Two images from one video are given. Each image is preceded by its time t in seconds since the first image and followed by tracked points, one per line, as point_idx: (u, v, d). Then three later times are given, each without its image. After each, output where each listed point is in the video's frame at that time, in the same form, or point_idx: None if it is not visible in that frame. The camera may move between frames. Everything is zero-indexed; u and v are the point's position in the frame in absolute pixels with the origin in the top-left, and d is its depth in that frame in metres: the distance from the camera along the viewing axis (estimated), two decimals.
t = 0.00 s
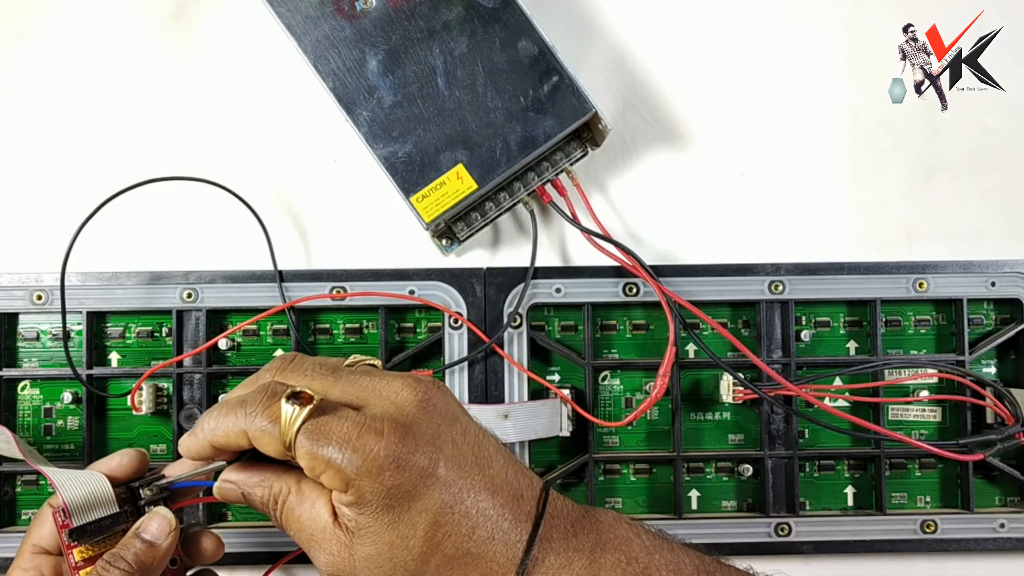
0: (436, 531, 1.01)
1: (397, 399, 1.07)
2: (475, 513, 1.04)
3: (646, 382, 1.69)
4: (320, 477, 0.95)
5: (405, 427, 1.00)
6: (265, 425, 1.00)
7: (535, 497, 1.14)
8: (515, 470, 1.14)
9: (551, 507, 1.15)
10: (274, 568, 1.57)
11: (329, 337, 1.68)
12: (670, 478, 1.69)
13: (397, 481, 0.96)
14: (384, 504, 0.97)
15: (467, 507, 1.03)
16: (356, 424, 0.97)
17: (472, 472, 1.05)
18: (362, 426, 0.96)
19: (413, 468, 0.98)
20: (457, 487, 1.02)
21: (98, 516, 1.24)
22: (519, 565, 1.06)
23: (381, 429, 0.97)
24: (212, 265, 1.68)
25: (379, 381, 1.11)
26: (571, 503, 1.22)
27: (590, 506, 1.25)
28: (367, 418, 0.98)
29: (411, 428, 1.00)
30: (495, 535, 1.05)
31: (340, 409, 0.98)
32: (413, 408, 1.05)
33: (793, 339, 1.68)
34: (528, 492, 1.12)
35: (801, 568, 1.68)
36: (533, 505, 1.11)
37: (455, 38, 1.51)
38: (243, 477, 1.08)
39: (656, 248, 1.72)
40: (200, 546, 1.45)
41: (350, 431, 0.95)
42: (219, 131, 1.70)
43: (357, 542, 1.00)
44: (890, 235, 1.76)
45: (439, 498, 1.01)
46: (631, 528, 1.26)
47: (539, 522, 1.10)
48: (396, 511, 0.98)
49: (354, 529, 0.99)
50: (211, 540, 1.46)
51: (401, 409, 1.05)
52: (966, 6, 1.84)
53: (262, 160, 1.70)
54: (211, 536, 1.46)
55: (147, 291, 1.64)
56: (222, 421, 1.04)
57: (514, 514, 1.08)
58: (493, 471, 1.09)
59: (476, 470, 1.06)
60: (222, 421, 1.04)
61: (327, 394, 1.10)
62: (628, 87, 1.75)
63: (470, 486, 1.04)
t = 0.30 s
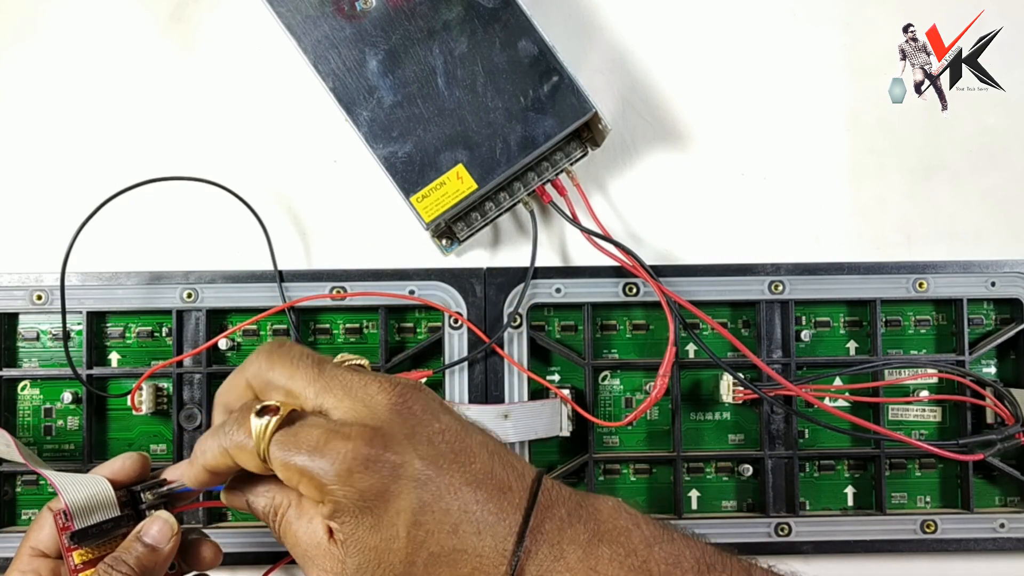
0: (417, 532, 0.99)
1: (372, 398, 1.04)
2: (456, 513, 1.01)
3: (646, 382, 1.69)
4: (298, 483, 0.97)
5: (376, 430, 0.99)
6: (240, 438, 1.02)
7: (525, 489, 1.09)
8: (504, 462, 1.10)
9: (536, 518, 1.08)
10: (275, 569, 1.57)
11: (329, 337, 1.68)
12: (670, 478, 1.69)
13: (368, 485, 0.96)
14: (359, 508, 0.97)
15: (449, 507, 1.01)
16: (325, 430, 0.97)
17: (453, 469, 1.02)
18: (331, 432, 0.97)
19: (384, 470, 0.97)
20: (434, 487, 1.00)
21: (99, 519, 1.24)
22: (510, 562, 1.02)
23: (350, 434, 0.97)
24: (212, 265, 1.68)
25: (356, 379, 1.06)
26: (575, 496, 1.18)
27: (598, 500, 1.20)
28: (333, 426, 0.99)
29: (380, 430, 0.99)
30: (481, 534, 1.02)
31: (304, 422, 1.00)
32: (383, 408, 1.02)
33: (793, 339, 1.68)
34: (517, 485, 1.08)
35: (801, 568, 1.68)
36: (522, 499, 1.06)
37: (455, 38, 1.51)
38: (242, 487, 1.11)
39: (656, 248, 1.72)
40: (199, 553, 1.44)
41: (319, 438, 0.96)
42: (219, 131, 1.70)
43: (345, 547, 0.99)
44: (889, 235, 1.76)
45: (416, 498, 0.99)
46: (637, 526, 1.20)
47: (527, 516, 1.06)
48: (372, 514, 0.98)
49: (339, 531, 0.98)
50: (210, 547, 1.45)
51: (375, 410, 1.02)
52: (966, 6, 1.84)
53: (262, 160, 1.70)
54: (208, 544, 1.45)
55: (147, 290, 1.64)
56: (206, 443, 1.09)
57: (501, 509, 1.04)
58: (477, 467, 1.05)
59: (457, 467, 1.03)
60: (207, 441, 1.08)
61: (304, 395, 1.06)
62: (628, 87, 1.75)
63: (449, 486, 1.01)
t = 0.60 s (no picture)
0: (389, 561, 0.95)
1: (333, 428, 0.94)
2: (428, 543, 0.94)
3: (646, 382, 1.69)
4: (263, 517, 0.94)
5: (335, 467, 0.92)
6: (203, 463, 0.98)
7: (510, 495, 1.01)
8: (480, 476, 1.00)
9: (532, 535, 1.00)
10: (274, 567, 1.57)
11: (329, 337, 1.68)
12: (670, 478, 1.69)
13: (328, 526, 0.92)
14: (324, 546, 0.93)
15: (421, 539, 0.94)
16: (285, 468, 0.93)
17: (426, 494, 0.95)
18: (290, 469, 0.92)
19: (343, 513, 0.92)
20: (400, 520, 0.93)
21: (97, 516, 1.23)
22: None
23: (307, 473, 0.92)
24: (212, 265, 1.68)
25: (320, 404, 0.96)
26: (592, 501, 1.09)
27: (618, 504, 1.10)
28: (291, 460, 0.93)
29: (338, 467, 0.92)
30: (460, 557, 0.95)
31: (266, 453, 0.95)
32: (343, 442, 0.94)
33: (793, 339, 1.68)
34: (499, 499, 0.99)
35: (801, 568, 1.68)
36: (501, 514, 0.99)
37: (456, 38, 1.51)
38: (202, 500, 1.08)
39: (656, 248, 1.72)
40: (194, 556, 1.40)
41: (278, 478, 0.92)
42: (219, 131, 1.70)
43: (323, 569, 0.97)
44: (889, 235, 1.76)
45: (381, 531, 0.94)
46: (655, 529, 1.11)
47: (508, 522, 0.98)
48: (339, 549, 0.94)
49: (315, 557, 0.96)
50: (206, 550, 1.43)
51: (336, 443, 0.94)
52: (966, 6, 1.84)
53: (262, 160, 1.70)
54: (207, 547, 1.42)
55: (147, 291, 1.64)
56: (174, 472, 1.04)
57: (482, 532, 0.96)
58: (452, 489, 0.97)
59: (429, 493, 0.95)
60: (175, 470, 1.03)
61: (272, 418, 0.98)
62: (628, 87, 1.75)
63: (416, 517, 0.94)
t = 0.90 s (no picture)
0: (376, 552, 0.98)
1: (323, 413, 0.98)
2: (417, 532, 0.98)
3: (646, 382, 1.69)
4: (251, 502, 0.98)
5: (322, 453, 0.96)
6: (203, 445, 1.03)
7: (499, 484, 1.03)
8: (474, 463, 1.03)
9: (524, 525, 1.02)
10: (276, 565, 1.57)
11: (329, 337, 1.68)
12: (670, 478, 1.69)
13: (316, 515, 0.95)
14: (311, 537, 0.96)
15: (406, 525, 0.97)
16: (272, 452, 0.97)
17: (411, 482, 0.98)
18: (278, 453, 0.97)
19: (328, 500, 0.95)
20: (388, 509, 0.97)
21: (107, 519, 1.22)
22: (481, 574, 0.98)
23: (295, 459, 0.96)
24: (212, 265, 1.68)
25: (311, 392, 1.01)
26: (587, 487, 1.10)
27: (614, 491, 1.11)
28: (282, 447, 0.97)
29: (325, 453, 0.96)
30: (445, 543, 0.98)
31: (257, 436, 1.00)
32: (331, 428, 0.97)
33: (793, 339, 1.68)
34: (487, 487, 1.02)
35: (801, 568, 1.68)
36: (494, 502, 1.01)
37: (456, 38, 1.51)
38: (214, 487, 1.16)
39: (656, 248, 1.72)
40: (201, 567, 1.36)
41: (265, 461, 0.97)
42: (218, 131, 1.70)
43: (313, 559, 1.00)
44: (889, 235, 1.76)
45: (367, 522, 0.97)
46: (651, 517, 1.10)
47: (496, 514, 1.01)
48: (325, 543, 0.97)
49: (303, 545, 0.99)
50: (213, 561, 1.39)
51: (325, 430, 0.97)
52: (966, 6, 1.84)
53: (262, 160, 1.70)
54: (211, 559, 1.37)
55: (147, 291, 1.64)
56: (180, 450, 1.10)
57: (467, 518, 0.99)
58: (438, 476, 0.99)
59: (414, 480, 0.98)
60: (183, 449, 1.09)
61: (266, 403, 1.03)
62: (628, 87, 1.75)
63: (403, 506, 0.97)
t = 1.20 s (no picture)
0: (368, 543, 1.01)
1: (321, 404, 1.00)
2: (409, 524, 1.00)
3: (646, 382, 1.69)
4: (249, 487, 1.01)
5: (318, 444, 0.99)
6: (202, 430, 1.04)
7: (495, 480, 1.03)
8: (469, 456, 1.04)
9: (517, 521, 1.02)
10: (268, 564, 1.58)
11: (329, 337, 1.68)
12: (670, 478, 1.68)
13: (307, 504, 0.99)
14: (304, 525, 1.00)
15: (398, 517, 1.00)
16: (270, 441, 0.99)
17: (403, 475, 1.00)
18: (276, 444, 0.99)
19: (322, 489, 0.98)
20: (379, 500, 0.99)
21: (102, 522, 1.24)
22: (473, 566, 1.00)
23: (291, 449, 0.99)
24: (212, 265, 1.68)
25: (311, 382, 1.02)
26: (583, 482, 1.10)
27: (610, 486, 1.11)
28: (276, 438, 1.00)
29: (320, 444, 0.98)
30: (439, 536, 1.00)
31: (256, 423, 1.01)
32: (327, 419, 0.99)
33: (793, 339, 1.68)
34: (480, 483, 1.02)
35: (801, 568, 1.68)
36: (488, 498, 1.01)
37: (456, 38, 1.51)
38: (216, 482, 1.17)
39: (656, 248, 1.72)
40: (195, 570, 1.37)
41: (263, 448, 0.99)
42: (218, 131, 1.70)
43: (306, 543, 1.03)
44: (889, 235, 1.76)
45: (360, 511, 0.99)
46: (648, 512, 1.09)
47: (490, 511, 1.01)
48: (318, 530, 1.01)
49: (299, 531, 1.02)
50: (207, 565, 1.40)
51: (322, 421, 1.00)
52: (966, 6, 1.84)
53: (261, 160, 1.70)
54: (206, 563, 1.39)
55: (147, 291, 1.64)
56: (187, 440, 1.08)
57: (460, 513, 1.00)
58: (430, 471, 1.01)
59: (406, 474, 1.00)
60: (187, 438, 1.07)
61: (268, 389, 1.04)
62: (628, 88, 1.75)
63: (394, 499, 0.99)
